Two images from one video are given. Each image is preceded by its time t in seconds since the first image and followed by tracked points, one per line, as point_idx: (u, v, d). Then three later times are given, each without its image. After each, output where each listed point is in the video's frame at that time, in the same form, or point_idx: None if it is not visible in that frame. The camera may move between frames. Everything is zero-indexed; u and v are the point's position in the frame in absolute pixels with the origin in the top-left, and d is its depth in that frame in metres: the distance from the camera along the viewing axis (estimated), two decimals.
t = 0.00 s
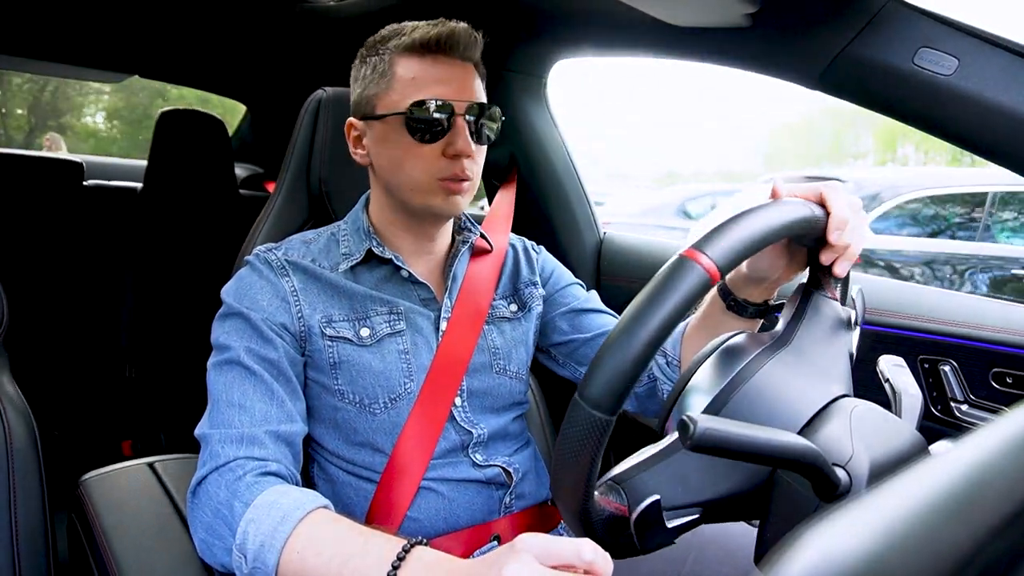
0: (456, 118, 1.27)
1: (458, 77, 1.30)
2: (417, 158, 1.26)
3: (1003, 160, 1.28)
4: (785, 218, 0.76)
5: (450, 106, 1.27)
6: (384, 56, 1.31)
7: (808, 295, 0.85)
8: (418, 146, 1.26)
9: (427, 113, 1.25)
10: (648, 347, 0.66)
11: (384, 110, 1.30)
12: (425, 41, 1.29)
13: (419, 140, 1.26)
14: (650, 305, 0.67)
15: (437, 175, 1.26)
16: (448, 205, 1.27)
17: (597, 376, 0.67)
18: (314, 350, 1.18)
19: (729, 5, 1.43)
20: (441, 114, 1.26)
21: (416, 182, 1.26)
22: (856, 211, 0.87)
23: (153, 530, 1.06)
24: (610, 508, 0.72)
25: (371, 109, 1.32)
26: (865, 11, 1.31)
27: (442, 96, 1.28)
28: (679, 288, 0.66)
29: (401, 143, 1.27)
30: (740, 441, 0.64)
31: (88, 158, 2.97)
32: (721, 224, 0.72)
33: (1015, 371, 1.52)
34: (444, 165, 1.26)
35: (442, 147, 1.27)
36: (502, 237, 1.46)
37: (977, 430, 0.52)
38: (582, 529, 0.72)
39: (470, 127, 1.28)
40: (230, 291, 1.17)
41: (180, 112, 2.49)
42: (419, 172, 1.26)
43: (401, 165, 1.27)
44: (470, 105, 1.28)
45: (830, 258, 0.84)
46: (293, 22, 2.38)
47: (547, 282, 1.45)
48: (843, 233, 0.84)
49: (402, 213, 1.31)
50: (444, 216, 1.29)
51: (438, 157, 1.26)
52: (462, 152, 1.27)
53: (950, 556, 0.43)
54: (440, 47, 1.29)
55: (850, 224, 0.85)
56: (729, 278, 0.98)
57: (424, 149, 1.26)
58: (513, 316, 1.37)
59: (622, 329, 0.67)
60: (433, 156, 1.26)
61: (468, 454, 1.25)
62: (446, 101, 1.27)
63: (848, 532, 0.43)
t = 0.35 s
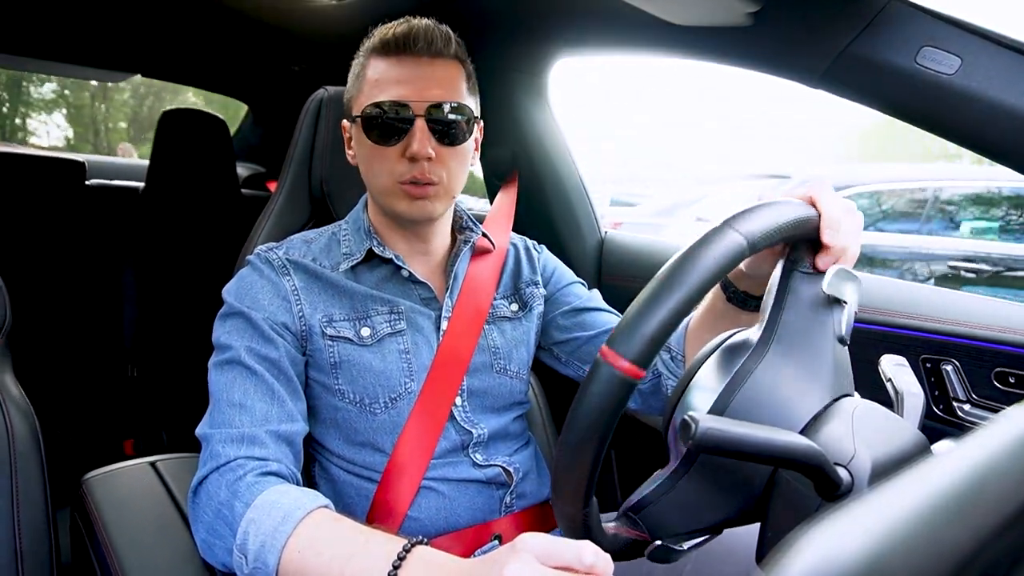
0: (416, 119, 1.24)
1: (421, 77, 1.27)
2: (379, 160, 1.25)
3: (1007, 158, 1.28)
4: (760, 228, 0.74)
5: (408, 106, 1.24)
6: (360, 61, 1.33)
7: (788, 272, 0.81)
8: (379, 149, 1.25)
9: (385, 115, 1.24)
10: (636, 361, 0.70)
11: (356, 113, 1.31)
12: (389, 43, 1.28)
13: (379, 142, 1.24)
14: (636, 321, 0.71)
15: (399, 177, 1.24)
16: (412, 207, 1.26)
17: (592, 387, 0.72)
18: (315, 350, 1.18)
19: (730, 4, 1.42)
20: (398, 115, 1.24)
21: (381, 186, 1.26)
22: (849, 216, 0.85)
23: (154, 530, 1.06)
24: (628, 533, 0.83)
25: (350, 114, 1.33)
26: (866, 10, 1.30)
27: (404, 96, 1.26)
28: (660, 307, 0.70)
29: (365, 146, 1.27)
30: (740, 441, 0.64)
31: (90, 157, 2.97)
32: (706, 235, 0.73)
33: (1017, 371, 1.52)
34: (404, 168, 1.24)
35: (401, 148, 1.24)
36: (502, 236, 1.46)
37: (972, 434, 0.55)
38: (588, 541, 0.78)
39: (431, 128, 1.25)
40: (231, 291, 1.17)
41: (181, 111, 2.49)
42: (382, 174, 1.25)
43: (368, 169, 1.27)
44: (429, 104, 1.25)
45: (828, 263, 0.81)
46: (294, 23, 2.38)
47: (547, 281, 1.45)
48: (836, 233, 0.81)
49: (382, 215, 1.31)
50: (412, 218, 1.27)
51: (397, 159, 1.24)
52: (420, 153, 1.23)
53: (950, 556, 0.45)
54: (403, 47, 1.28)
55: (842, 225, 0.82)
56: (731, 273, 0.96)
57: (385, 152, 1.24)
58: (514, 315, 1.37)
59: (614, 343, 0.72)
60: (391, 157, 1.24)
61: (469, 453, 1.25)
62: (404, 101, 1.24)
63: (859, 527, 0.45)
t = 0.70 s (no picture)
0: (436, 114, 1.25)
1: (442, 74, 1.28)
2: (398, 153, 1.25)
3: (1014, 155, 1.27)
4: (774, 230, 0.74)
5: (429, 101, 1.25)
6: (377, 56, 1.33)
7: (734, 300, 0.77)
8: (399, 141, 1.25)
9: (406, 108, 1.24)
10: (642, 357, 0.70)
11: (372, 107, 1.31)
12: (410, 38, 1.28)
13: (399, 134, 1.25)
14: (644, 316, 0.71)
15: (417, 169, 1.25)
16: (428, 200, 1.26)
17: (599, 384, 0.72)
18: (320, 349, 1.18)
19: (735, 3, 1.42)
20: (420, 109, 1.24)
21: (397, 178, 1.26)
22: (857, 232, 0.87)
23: (160, 529, 1.06)
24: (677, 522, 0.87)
25: (364, 108, 1.33)
26: (871, 8, 1.30)
27: (424, 91, 1.27)
28: (669, 302, 0.70)
29: (383, 139, 1.27)
30: (745, 440, 0.63)
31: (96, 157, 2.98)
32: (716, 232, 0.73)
33: None
34: (422, 159, 1.24)
35: (421, 141, 1.25)
36: (503, 236, 1.46)
37: (978, 433, 0.55)
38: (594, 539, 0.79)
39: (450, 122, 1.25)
40: (235, 290, 1.17)
41: (186, 111, 2.50)
42: (398, 166, 1.25)
43: (383, 161, 1.27)
44: (450, 100, 1.26)
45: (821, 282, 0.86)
46: (298, 23, 2.38)
47: (549, 281, 1.45)
48: (841, 255, 0.84)
49: (394, 210, 1.30)
50: (428, 211, 1.27)
51: (416, 151, 1.24)
52: (441, 146, 1.24)
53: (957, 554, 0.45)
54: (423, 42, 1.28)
55: (850, 245, 0.84)
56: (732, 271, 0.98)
57: (404, 144, 1.25)
58: (517, 315, 1.37)
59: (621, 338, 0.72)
60: (411, 149, 1.24)
61: (473, 453, 1.25)
62: (426, 96, 1.25)
63: (861, 528, 0.45)
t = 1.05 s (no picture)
0: (481, 118, 1.29)
1: (480, 78, 1.32)
2: (444, 156, 1.26)
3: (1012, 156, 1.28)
4: (773, 236, 0.75)
5: (476, 106, 1.28)
6: (405, 53, 1.31)
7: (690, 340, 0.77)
8: (445, 144, 1.26)
9: (458, 113, 1.27)
10: (640, 361, 0.70)
11: (407, 105, 1.29)
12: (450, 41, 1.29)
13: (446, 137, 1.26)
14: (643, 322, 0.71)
15: (462, 172, 1.27)
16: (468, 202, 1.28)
17: (598, 386, 0.72)
18: (319, 350, 1.18)
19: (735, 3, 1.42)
20: (470, 115, 1.27)
21: (439, 181, 1.26)
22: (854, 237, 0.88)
23: (160, 528, 1.06)
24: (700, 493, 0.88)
25: (391, 105, 1.31)
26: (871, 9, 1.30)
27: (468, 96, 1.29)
28: (671, 307, 0.70)
29: (425, 141, 1.27)
30: (746, 440, 0.64)
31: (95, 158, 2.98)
32: (718, 239, 0.74)
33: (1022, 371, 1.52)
34: (468, 163, 1.27)
35: (466, 145, 1.27)
36: (502, 237, 1.46)
37: (977, 434, 0.55)
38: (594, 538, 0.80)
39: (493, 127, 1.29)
40: (235, 291, 1.17)
41: (185, 112, 2.50)
42: (442, 169, 1.26)
43: (421, 161, 1.27)
44: (493, 106, 1.30)
45: (820, 285, 0.86)
46: (297, 25, 2.38)
47: (547, 284, 1.45)
48: (841, 258, 0.85)
49: (419, 210, 1.30)
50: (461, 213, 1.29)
51: (463, 155, 1.26)
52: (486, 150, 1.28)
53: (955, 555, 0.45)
54: (463, 47, 1.30)
55: (849, 250, 0.86)
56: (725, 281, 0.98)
57: (452, 148, 1.26)
58: (516, 317, 1.37)
59: (621, 340, 0.72)
60: (458, 153, 1.26)
61: (472, 453, 1.25)
62: (473, 101, 1.28)
63: (860, 530, 0.45)
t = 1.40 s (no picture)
0: (477, 123, 1.28)
1: (475, 83, 1.32)
2: (439, 161, 1.26)
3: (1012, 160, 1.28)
4: (766, 244, 0.76)
5: (472, 111, 1.28)
6: (399, 59, 1.31)
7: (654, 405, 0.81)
8: (441, 149, 1.26)
9: (453, 117, 1.26)
10: (651, 363, 0.71)
11: (403, 111, 1.29)
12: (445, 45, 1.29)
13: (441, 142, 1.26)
14: (642, 338, 0.72)
15: (458, 177, 1.27)
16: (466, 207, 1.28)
17: (599, 400, 0.72)
18: (319, 353, 1.18)
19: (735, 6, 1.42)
20: (465, 119, 1.27)
21: (436, 186, 1.26)
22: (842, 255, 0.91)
23: (159, 532, 1.06)
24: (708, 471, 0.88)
25: (386, 111, 1.31)
26: (871, 12, 1.30)
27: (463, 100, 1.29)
28: (681, 309, 0.71)
29: (421, 146, 1.27)
30: (745, 444, 0.63)
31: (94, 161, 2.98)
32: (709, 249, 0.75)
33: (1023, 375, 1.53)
34: (465, 167, 1.27)
35: (461, 150, 1.27)
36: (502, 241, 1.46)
37: (976, 437, 0.55)
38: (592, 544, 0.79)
39: (490, 131, 1.29)
40: (234, 296, 1.17)
41: (185, 115, 2.51)
42: (439, 174, 1.26)
43: (419, 167, 1.27)
44: (488, 110, 1.30)
45: (827, 307, 0.88)
46: (297, 29, 2.38)
47: (546, 287, 1.45)
48: (833, 278, 0.88)
49: (418, 216, 1.30)
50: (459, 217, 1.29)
51: (459, 160, 1.26)
52: (482, 155, 1.28)
53: (955, 560, 0.45)
54: (458, 51, 1.30)
55: (839, 269, 0.89)
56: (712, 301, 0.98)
57: (447, 153, 1.26)
58: (515, 320, 1.37)
59: (620, 356, 0.72)
60: (453, 158, 1.26)
61: (472, 456, 1.25)
62: (468, 105, 1.28)
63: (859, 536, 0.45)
